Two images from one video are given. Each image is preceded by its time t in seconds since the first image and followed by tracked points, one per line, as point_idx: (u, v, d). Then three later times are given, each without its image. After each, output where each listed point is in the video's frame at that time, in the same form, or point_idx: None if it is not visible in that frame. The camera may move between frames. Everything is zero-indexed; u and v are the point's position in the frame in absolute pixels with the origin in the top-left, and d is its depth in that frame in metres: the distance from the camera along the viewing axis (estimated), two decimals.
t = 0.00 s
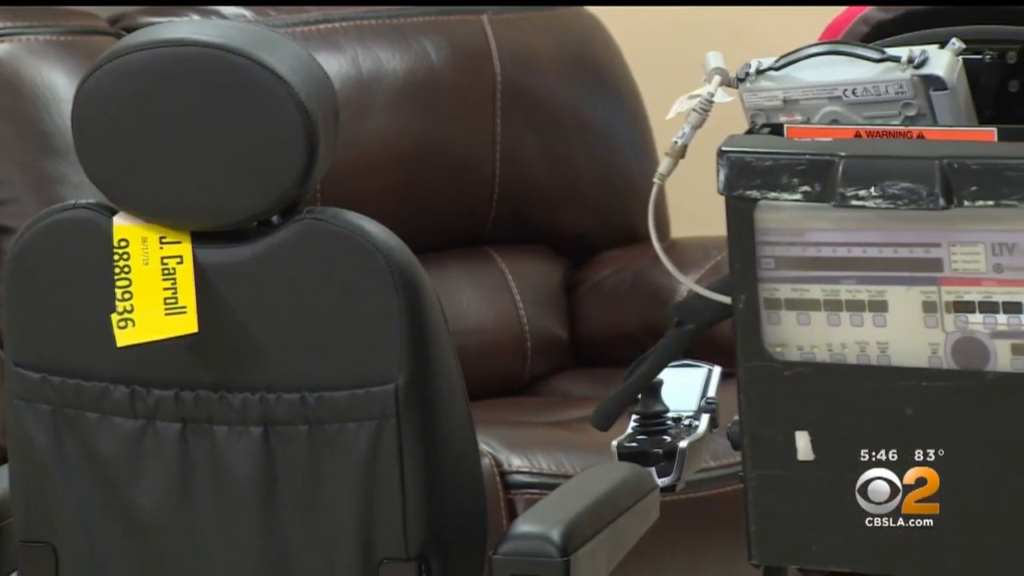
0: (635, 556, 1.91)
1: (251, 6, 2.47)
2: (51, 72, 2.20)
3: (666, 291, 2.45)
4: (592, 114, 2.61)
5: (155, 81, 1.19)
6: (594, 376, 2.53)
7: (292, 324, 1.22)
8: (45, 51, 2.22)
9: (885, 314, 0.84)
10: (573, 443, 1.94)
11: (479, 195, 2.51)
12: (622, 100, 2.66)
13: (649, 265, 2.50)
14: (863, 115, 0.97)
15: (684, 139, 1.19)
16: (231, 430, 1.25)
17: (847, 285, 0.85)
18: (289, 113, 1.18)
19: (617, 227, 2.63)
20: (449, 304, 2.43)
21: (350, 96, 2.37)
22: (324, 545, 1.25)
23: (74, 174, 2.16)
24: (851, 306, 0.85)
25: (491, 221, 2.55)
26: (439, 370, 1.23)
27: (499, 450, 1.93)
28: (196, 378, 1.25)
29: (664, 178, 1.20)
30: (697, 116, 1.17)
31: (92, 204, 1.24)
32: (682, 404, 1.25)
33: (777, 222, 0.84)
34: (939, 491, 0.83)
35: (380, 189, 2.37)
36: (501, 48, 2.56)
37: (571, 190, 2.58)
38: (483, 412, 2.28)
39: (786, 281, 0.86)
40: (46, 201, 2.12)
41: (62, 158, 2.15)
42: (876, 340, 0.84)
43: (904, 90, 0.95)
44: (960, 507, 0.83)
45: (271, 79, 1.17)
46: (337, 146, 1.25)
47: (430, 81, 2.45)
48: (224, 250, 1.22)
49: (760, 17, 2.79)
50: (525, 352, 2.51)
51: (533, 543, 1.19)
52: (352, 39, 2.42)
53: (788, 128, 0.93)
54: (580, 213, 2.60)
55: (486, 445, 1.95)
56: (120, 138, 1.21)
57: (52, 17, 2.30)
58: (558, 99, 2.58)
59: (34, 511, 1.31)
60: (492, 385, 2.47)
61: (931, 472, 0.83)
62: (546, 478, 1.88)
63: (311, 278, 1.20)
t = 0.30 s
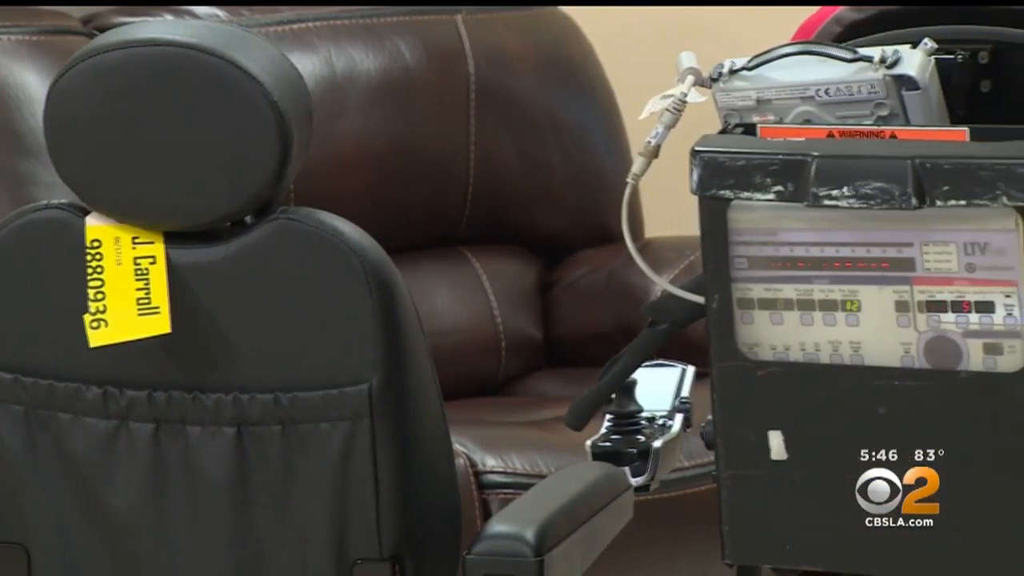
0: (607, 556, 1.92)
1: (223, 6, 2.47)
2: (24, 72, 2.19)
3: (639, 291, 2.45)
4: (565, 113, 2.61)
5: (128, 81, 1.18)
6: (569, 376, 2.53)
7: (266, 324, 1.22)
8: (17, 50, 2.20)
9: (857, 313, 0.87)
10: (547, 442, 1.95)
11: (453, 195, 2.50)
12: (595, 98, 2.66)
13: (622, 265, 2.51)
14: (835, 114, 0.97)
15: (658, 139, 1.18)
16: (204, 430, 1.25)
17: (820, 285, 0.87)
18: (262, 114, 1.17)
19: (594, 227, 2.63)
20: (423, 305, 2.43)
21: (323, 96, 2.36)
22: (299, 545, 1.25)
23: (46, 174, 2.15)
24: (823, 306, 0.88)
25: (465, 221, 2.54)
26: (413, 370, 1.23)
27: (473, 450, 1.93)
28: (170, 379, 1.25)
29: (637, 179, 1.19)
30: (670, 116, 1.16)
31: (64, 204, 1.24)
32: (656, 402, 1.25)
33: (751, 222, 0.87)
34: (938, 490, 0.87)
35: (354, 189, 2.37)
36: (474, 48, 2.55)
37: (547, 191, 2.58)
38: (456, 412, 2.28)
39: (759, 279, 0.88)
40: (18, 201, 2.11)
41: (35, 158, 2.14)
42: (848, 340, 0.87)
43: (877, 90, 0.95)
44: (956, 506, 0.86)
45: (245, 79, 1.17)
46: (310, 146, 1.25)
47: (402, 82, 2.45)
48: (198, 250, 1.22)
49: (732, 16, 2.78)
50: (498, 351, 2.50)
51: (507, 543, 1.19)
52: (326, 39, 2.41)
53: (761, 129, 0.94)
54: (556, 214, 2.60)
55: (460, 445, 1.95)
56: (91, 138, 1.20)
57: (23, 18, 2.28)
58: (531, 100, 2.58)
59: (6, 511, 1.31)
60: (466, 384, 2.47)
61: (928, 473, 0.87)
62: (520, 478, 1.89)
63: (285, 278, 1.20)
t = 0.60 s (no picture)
0: (580, 556, 1.93)
1: (196, 6, 2.46)
2: None
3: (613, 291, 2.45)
4: (539, 112, 2.61)
5: (98, 82, 1.18)
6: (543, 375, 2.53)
7: (240, 325, 1.21)
8: None
9: (831, 313, 0.84)
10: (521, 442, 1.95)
11: (428, 196, 2.50)
12: (568, 97, 2.66)
13: (597, 265, 2.51)
14: (808, 114, 0.96)
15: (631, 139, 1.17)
16: (177, 430, 1.25)
17: (793, 285, 0.84)
18: (235, 113, 1.17)
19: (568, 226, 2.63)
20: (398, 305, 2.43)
21: (296, 96, 2.36)
22: (273, 545, 1.25)
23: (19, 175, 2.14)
24: (796, 306, 0.85)
25: (438, 222, 2.54)
26: (387, 370, 1.23)
27: (447, 450, 1.93)
28: (143, 380, 1.25)
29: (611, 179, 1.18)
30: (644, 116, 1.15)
31: (38, 204, 1.23)
32: (630, 403, 1.26)
33: (724, 222, 0.85)
34: (939, 491, 0.83)
35: (328, 189, 2.37)
36: (448, 48, 2.55)
37: (521, 191, 2.58)
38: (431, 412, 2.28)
39: (732, 280, 0.85)
40: None
41: (8, 158, 2.13)
42: (821, 340, 0.84)
43: (849, 90, 0.94)
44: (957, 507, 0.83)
45: (218, 79, 1.17)
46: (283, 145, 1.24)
47: (377, 82, 2.45)
48: (171, 250, 1.21)
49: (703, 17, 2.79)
50: (473, 352, 2.50)
51: (481, 543, 1.19)
52: (300, 39, 2.41)
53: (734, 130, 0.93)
54: (529, 214, 2.60)
55: (434, 444, 1.95)
56: (61, 138, 1.19)
57: None
58: (505, 99, 2.58)
59: None
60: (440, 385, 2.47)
61: (928, 472, 0.83)
62: (495, 478, 1.89)
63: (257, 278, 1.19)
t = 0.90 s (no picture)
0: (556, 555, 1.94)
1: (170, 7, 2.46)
2: None
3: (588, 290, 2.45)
4: (514, 111, 2.61)
5: (70, 82, 1.17)
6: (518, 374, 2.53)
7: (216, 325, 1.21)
8: None
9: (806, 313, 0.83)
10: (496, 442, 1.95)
11: (403, 195, 2.50)
12: (542, 96, 2.66)
13: (573, 264, 2.50)
14: (782, 114, 0.96)
15: (606, 139, 1.16)
16: (151, 430, 1.25)
17: (767, 284, 0.83)
18: (208, 113, 1.17)
19: (543, 225, 2.63)
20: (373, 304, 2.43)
21: (271, 96, 2.36)
22: (248, 546, 1.25)
23: None
24: (771, 305, 0.84)
25: (413, 222, 2.54)
26: (363, 370, 1.22)
27: (423, 450, 1.93)
28: (117, 380, 1.25)
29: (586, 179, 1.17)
30: (618, 116, 1.14)
31: (11, 204, 1.23)
32: (606, 402, 1.26)
33: (699, 221, 0.84)
34: (939, 491, 0.82)
35: (303, 189, 2.37)
36: (423, 47, 2.55)
37: (496, 191, 2.58)
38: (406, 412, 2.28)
39: (706, 280, 0.85)
40: None
41: None
42: (795, 340, 0.83)
43: (823, 90, 0.94)
44: (957, 507, 0.81)
45: (191, 79, 1.16)
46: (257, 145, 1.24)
47: (351, 82, 2.44)
48: (147, 250, 1.21)
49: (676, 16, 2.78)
50: (449, 351, 2.50)
51: (457, 544, 1.19)
52: (274, 38, 2.41)
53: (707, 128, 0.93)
54: (504, 213, 2.60)
55: (409, 445, 1.95)
56: (32, 139, 1.19)
57: None
58: (480, 98, 2.57)
59: None
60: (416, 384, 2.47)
61: (927, 473, 0.82)
62: (470, 478, 1.88)
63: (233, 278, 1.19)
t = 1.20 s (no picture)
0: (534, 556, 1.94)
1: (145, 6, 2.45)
2: None
3: (566, 289, 2.45)
4: (490, 111, 2.60)
5: (45, 82, 1.17)
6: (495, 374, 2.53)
7: (192, 326, 1.21)
8: None
9: (782, 312, 0.83)
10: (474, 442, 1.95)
11: (380, 194, 2.50)
12: (517, 97, 2.65)
13: (550, 264, 2.50)
14: (759, 114, 0.96)
15: (582, 139, 1.16)
16: (128, 431, 1.25)
17: (744, 284, 0.84)
18: (185, 113, 1.17)
19: (519, 225, 2.63)
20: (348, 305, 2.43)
21: (248, 96, 2.35)
22: (225, 546, 1.25)
23: None
24: (748, 305, 0.84)
25: (393, 220, 2.54)
26: (341, 370, 1.22)
27: (400, 450, 1.93)
28: (93, 381, 1.25)
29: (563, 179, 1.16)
30: (594, 116, 1.14)
31: None
32: (581, 402, 1.25)
33: (676, 221, 0.84)
34: (939, 490, 0.81)
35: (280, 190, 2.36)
36: (400, 47, 2.54)
37: (473, 191, 2.58)
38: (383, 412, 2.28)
39: (681, 279, 0.85)
40: None
41: None
42: (772, 339, 0.84)
43: (799, 90, 0.94)
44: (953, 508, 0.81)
45: (167, 79, 1.16)
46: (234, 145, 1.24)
47: (328, 81, 2.43)
48: (124, 250, 1.21)
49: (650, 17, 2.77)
50: (426, 351, 2.50)
51: (434, 543, 1.19)
52: (251, 38, 2.39)
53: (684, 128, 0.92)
54: (482, 213, 2.60)
55: (387, 444, 1.95)
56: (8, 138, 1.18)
57: None
58: (457, 98, 2.57)
59: None
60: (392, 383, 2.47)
61: (927, 473, 0.81)
62: (446, 478, 1.88)
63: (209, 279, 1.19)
